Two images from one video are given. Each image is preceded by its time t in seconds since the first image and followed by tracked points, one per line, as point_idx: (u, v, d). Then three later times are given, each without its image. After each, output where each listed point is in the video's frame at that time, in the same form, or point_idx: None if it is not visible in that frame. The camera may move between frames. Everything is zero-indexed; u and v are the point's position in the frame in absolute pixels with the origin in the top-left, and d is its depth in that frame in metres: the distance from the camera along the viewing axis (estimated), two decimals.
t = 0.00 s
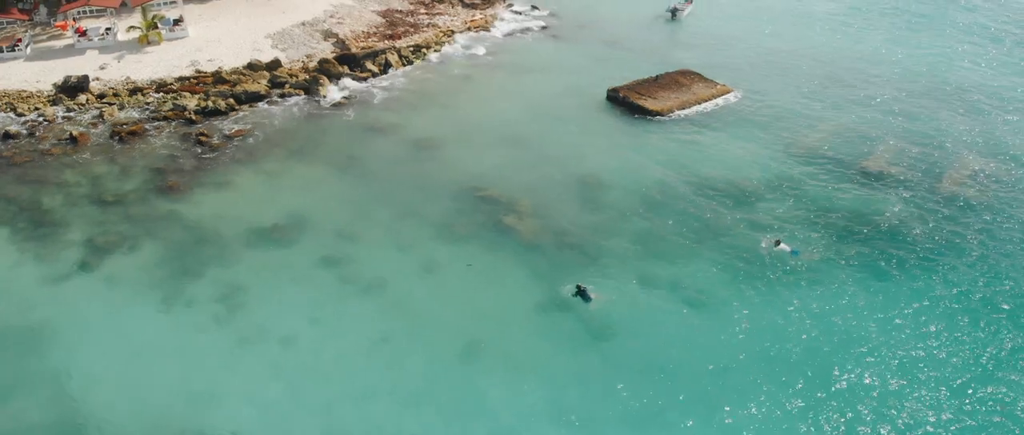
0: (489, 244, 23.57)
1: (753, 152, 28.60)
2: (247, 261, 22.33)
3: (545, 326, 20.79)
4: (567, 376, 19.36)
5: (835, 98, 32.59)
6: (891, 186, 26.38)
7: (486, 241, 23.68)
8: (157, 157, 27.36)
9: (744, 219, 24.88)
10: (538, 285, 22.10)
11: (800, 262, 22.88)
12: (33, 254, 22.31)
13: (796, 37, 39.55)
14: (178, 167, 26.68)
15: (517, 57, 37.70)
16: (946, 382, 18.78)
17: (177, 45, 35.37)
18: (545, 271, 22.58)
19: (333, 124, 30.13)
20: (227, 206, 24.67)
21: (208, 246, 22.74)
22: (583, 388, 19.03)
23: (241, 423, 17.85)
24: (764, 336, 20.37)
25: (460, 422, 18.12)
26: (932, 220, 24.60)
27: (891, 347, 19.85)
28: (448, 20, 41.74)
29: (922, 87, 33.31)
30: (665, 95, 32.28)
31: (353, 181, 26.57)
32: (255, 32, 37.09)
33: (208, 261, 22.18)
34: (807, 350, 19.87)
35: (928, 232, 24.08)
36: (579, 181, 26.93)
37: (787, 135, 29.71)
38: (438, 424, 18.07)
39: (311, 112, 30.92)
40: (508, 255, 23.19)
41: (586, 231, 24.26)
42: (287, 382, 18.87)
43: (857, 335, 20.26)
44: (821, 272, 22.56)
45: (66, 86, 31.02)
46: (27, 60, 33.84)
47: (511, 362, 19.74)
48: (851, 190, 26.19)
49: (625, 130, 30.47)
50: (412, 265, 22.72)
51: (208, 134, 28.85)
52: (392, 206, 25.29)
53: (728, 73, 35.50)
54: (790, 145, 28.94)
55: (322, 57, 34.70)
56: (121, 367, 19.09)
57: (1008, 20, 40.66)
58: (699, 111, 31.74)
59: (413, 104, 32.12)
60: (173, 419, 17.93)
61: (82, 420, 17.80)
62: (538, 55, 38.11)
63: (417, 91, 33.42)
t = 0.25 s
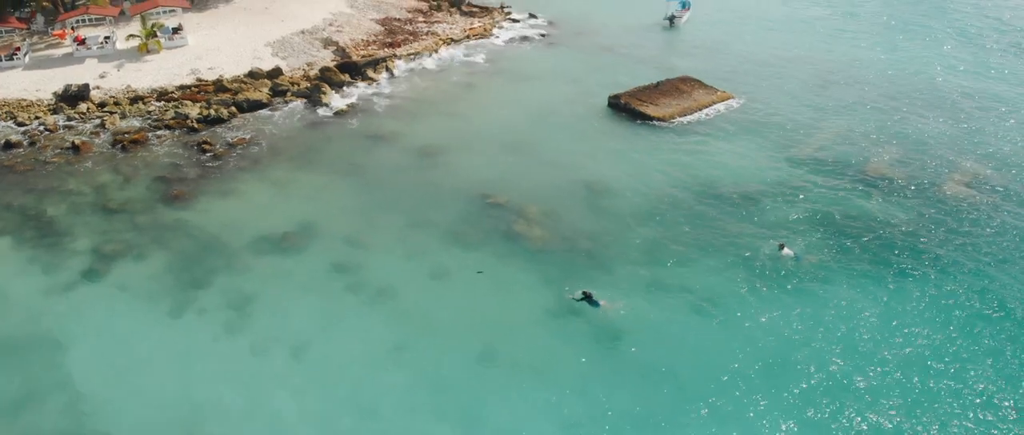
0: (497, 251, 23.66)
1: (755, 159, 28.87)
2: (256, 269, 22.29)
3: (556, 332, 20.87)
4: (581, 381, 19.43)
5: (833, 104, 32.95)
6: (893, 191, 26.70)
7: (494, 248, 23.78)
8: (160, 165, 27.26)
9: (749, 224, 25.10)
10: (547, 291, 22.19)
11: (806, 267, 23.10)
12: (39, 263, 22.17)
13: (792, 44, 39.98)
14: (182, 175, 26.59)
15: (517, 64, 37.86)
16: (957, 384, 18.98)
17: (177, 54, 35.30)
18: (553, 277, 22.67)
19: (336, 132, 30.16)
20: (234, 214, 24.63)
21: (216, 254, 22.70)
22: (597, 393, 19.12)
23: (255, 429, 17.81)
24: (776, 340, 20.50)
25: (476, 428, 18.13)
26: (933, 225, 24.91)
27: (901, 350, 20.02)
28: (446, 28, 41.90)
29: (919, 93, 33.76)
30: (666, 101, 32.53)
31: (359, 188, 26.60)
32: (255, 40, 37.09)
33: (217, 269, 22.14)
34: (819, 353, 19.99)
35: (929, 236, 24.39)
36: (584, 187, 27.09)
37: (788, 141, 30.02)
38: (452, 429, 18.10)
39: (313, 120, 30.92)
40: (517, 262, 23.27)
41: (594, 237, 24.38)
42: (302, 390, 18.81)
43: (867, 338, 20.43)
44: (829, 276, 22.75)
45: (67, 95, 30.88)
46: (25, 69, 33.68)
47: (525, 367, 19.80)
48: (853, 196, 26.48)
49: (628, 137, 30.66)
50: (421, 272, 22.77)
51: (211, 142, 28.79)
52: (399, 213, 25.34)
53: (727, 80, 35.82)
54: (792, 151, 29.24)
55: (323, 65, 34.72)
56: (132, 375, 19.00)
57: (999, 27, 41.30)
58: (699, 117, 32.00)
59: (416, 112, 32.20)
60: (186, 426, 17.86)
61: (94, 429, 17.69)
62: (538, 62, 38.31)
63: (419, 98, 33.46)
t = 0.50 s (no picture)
0: (505, 256, 23.70)
1: (759, 163, 29.05)
2: (264, 277, 22.26)
3: (566, 337, 20.88)
4: (593, 385, 19.43)
5: (834, 109, 33.23)
6: (896, 194, 26.90)
7: (502, 253, 23.82)
8: (165, 172, 27.17)
9: (755, 229, 25.24)
10: (556, 297, 22.25)
11: (813, 270, 23.25)
12: (46, 271, 22.05)
13: (791, 50, 40.30)
14: (187, 182, 26.50)
15: (518, 70, 37.96)
16: (970, 386, 19.13)
17: (177, 61, 35.22)
18: (562, 282, 22.73)
19: (341, 139, 30.17)
20: (241, 221, 24.58)
21: (224, 262, 22.66)
22: (610, 395, 19.16)
23: None
24: (788, 344, 20.55)
25: (489, 434, 18.08)
26: (937, 228, 25.13)
27: (914, 352, 20.13)
28: (446, 34, 41.99)
29: (918, 98, 34.08)
30: (668, 106, 32.68)
31: (365, 195, 26.62)
32: (256, 47, 37.06)
33: (226, 277, 22.09)
34: (832, 358, 20.05)
35: (933, 239, 24.60)
36: (590, 193, 27.18)
37: (790, 146, 30.22)
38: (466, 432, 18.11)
39: (317, 127, 30.90)
40: (525, 267, 23.32)
41: (601, 242, 24.46)
42: (317, 397, 18.76)
43: (878, 341, 20.54)
44: (836, 281, 22.89)
45: (69, 102, 30.76)
46: (25, 77, 33.53)
47: (536, 373, 19.81)
48: (856, 199, 26.69)
49: (631, 142, 30.78)
50: (430, 278, 22.79)
51: (215, 149, 28.72)
52: (406, 219, 25.36)
53: (728, 85, 36.04)
54: (795, 156, 29.44)
55: (325, 72, 34.73)
56: (143, 382, 18.91)
57: (993, 34, 41.79)
58: (702, 122, 32.15)
59: (419, 118, 32.22)
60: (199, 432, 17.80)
61: None
62: (539, 68, 38.43)
63: (421, 103, 33.46)
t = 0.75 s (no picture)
0: (514, 262, 23.74)
1: (762, 169, 29.26)
2: (275, 285, 22.21)
3: (579, 341, 20.91)
4: (608, 388, 19.44)
5: (833, 116, 33.62)
6: (898, 200, 27.17)
7: (511, 259, 23.85)
8: (170, 180, 27.08)
9: (763, 234, 25.37)
10: (567, 302, 22.29)
11: (818, 273, 23.44)
12: (54, 280, 21.92)
13: (789, 57, 40.70)
14: (193, 190, 26.42)
15: (519, 78, 38.12)
16: (982, 387, 19.34)
17: (179, 69, 35.15)
18: (572, 288, 22.78)
19: (345, 146, 30.15)
20: (249, 228, 24.53)
21: (234, 270, 22.60)
22: (624, 398, 19.18)
23: None
24: (801, 347, 20.63)
25: None
26: (941, 232, 25.41)
27: (926, 353, 20.30)
28: (446, 42, 42.13)
29: (916, 106, 34.54)
30: (671, 112, 32.90)
31: (371, 202, 26.62)
32: (257, 55, 37.04)
33: (236, 285, 22.03)
34: (846, 360, 20.14)
35: (937, 244, 24.85)
36: (596, 199, 27.28)
37: (793, 152, 30.48)
38: None
39: (321, 134, 30.89)
40: (535, 273, 23.37)
41: (609, 248, 24.56)
42: (333, 405, 18.69)
43: (890, 342, 20.69)
44: (845, 284, 23.04)
45: (71, 111, 30.63)
46: (26, 85, 33.37)
47: (549, 376, 19.82)
48: (860, 204, 26.92)
49: (634, 148, 30.91)
50: (441, 284, 22.80)
51: (219, 156, 28.66)
52: (413, 226, 25.38)
53: (728, 92, 36.36)
54: (798, 162, 29.69)
55: (327, 80, 34.74)
56: (156, 391, 18.80)
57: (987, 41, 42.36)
58: (704, 128, 32.36)
59: (423, 125, 32.27)
60: None
61: None
62: (540, 75, 38.60)
63: (424, 111, 33.50)
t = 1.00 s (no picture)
0: (525, 268, 23.73)
1: (767, 175, 29.41)
2: (285, 292, 22.15)
3: (591, 346, 20.90)
4: (622, 393, 19.45)
5: (834, 124, 33.99)
6: (903, 205, 27.37)
7: (522, 265, 23.84)
8: (176, 187, 26.98)
9: (770, 237, 25.49)
10: (579, 307, 22.28)
11: (824, 277, 23.58)
12: (63, 288, 21.79)
13: (789, 69, 41.30)
14: (200, 197, 26.34)
15: (521, 83, 38.16)
16: (992, 392, 19.50)
17: (182, 76, 35.09)
18: (583, 293, 22.78)
19: (351, 152, 30.15)
20: (258, 235, 24.48)
21: (244, 277, 22.53)
22: (638, 401, 19.23)
23: None
24: (812, 352, 20.68)
25: None
26: (946, 237, 25.59)
27: (935, 359, 20.41)
28: (448, 49, 42.19)
29: (915, 115, 34.99)
30: (675, 118, 33.01)
31: (378, 208, 26.60)
32: (259, 62, 37.00)
33: (246, 293, 21.96)
34: (857, 365, 20.20)
35: (943, 249, 24.98)
36: (603, 204, 27.32)
37: (796, 158, 30.68)
38: None
39: (326, 141, 30.86)
40: (545, 278, 23.36)
41: (619, 253, 24.58)
42: (348, 412, 18.65)
43: (898, 345, 20.83)
44: (852, 289, 23.14)
45: (74, 118, 30.53)
46: (27, 92, 33.23)
47: (563, 381, 19.77)
48: (865, 209, 27.09)
49: (639, 153, 30.98)
50: (451, 290, 22.77)
51: (225, 163, 28.58)
52: (422, 232, 25.36)
53: (730, 101, 36.69)
54: (802, 168, 29.87)
55: (331, 86, 34.74)
56: (169, 400, 18.69)
57: (981, 58, 43.06)
58: (708, 134, 32.48)
59: (427, 131, 32.28)
60: None
61: None
62: (543, 81, 38.71)
63: (428, 117, 33.50)
